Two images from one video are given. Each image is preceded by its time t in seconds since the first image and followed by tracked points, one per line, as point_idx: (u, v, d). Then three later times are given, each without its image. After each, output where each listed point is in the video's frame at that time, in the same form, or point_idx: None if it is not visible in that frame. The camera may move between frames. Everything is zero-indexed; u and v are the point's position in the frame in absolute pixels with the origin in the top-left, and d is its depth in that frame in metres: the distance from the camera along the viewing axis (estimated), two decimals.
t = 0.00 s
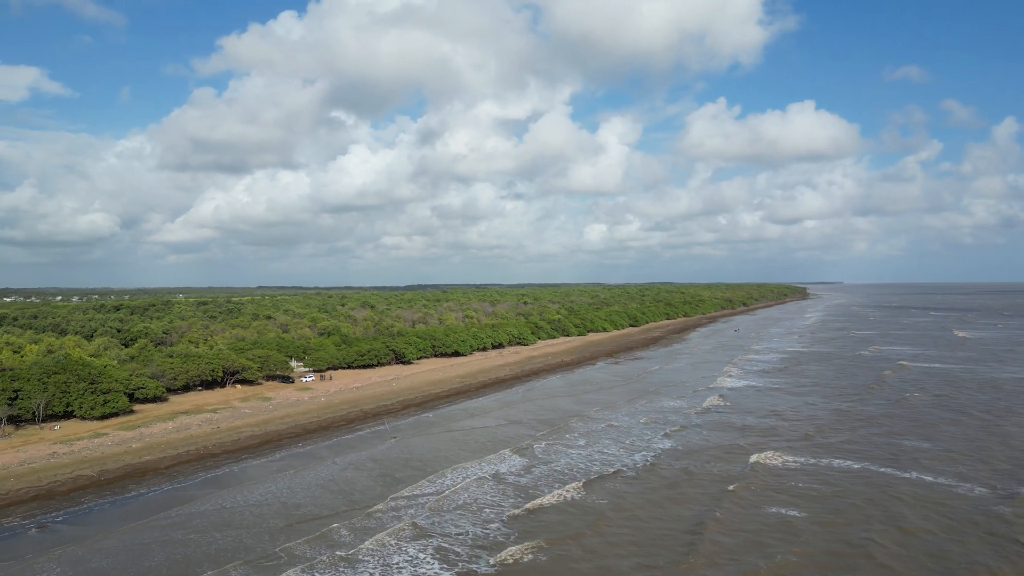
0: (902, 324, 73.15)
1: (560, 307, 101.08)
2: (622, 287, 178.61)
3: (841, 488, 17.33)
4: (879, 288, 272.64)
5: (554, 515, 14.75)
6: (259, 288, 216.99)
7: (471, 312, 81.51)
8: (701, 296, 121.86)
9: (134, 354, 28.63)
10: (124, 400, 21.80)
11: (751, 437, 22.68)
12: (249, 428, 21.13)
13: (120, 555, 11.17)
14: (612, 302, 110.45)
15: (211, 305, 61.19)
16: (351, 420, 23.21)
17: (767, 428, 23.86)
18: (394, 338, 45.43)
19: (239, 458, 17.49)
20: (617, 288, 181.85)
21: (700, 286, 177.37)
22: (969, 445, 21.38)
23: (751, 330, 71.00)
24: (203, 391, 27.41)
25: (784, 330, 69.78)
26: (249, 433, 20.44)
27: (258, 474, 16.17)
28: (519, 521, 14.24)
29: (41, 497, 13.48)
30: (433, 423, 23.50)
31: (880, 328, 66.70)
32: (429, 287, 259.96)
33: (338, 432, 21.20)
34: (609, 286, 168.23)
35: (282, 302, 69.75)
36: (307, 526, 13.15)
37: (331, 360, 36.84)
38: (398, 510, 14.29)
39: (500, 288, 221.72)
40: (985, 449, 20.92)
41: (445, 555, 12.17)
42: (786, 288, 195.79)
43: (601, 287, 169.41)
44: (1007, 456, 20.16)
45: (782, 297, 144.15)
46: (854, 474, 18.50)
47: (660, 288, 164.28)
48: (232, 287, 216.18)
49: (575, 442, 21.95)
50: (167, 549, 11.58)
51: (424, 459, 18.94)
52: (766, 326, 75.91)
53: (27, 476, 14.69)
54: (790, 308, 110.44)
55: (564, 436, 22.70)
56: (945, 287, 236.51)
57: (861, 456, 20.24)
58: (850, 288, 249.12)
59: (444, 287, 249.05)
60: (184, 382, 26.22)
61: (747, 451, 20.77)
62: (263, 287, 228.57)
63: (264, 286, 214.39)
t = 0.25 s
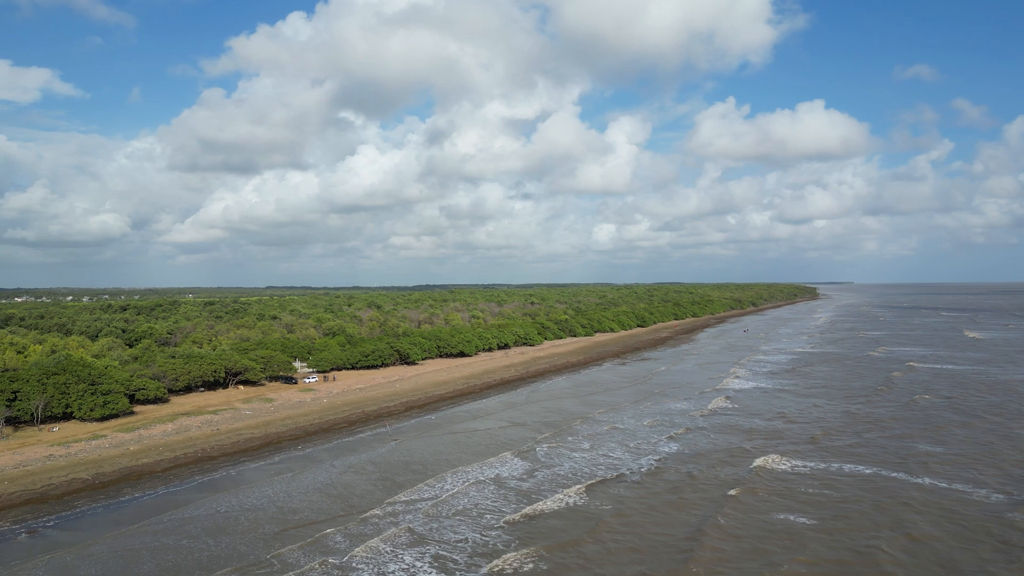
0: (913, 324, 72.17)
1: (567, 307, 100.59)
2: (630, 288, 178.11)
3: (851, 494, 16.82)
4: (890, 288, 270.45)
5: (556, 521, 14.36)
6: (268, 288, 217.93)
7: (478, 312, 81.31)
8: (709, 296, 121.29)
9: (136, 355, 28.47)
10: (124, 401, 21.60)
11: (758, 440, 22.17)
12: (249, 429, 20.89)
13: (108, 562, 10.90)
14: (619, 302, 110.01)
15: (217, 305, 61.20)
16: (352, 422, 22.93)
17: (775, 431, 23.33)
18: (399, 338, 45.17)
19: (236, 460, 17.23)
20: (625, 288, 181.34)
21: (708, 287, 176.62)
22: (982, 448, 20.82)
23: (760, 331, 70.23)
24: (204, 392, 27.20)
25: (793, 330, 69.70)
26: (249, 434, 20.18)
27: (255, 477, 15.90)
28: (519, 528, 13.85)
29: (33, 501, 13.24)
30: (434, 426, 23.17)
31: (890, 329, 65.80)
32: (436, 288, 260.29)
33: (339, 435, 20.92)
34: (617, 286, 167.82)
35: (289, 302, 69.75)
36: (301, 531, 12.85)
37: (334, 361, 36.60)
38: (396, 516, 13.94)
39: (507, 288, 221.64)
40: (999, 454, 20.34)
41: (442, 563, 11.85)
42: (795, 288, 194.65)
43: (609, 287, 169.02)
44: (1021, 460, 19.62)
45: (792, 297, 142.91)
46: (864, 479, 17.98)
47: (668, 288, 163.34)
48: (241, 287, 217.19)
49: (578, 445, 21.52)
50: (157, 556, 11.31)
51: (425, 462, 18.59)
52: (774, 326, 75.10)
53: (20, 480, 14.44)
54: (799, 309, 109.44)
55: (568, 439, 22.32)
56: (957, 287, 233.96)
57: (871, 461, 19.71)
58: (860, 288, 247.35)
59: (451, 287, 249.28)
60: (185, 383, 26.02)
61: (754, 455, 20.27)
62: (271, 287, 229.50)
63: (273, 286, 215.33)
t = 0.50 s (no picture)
0: (925, 325, 71.19)
1: (574, 307, 100.10)
2: (638, 287, 177.60)
3: (863, 500, 16.31)
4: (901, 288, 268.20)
5: (558, 528, 13.98)
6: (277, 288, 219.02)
7: (485, 312, 81.12)
8: (718, 296, 120.62)
9: (139, 355, 28.36)
10: (124, 403, 21.44)
11: (767, 444, 21.67)
12: (249, 431, 20.66)
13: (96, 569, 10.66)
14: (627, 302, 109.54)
15: (224, 305, 61.28)
16: (353, 424, 22.66)
17: (784, 434, 22.83)
18: (404, 339, 44.95)
19: (234, 463, 17.00)
20: (633, 288, 180.80)
21: (717, 287, 175.83)
22: (996, 452, 20.26)
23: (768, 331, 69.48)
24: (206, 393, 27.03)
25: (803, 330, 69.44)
26: (248, 437, 19.95)
27: (251, 481, 15.64)
28: (519, 535, 13.48)
29: (24, 506, 13.04)
30: (437, 428, 22.86)
31: (901, 329, 64.87)
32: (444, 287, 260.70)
33: (339, 437, 20.65)
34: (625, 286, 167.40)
35: (295, 302, 69.79)
36: (295, 537, 12.56)
37: (339, 361, 36.37)
38: (393, 522, 13.64)
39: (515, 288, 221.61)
40: (1013, 458, 19.79)
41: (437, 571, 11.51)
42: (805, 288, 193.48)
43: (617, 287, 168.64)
44: None
45: (802, 297, 142.77)
46: (876, 484, 17.46)
47: (677, 288, 162.63)
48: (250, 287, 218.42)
49: (582, 449, 21.13)
50: (147, 563, 11.06)
51: (425, 466, 18.28)
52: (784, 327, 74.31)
53: (14, 483, 14.25)
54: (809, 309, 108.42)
55: (571, 442, 21.94)
56: (969, 287, 231.56)
57: (884, 465, 19.18)
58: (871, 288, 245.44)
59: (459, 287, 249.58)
60: (187, 384, 25.87)
61: (762, 459, 19.80)
62: (280, 287, 230.77)
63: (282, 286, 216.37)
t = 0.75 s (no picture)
0: (936, 325, 70.26)
1: (582, 307, 99.70)
2: (647, 287, 177.10)
3: (876, 507, 15.81)
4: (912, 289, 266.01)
5: (560, 536, 13.59)
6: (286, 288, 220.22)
7: (492, 312, 80.98)
8: (727, 296, 120.02)
9: (141, 356, 28.26)
10: (124, 404, 21.29)
11: (776, 447, 21.18)
12: (249, 433, 20.43)
13: None
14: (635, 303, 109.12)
15: (231, 305, 61.41)
16: (355, 426, 22.40)
17: (793, 437, 22.33)
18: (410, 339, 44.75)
19: (232, 466, 16.76)
20: (642, 288, 180.34)
21: (726, 287, 175.10)
22: (1010, 457, 19.71)
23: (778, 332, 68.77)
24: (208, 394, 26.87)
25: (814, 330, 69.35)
26: (247, 439, 19.71)
27: (248, 484, 15.38)
28: (519, 543, 13.11)
29: (16, 510, 12.85)
30: (439, 430, 22.55)
31: (913, 330, 64.02)
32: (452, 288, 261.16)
33: (340, 439, 20.38)
34: (633, 286, 167.04)
35: (303, 302, 69.89)
36: (289, 543, 12.29)
37: (343, 362, 36.14)
38: (391, 528, 13.31)
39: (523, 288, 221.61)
40: None
41: None
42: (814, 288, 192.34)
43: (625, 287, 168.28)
44: None
45: (812, 297, 141.84)
46: (889, 490, 16.95)
47: (685, 288, 162.08)
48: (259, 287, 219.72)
49: (587, 452, 20.73)
50: (136, 570, 10.82)
51: (426, 470, 17.96)
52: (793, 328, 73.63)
53: (8, 486, 14.08)
54: (819, 309, 107.49)
55: (575, 445, 21.56)
56: (981, 287, 229.35)
57: (896, 470, 18.66)
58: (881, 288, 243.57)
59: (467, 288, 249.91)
60: (189, 385, 25.72)
61: (771, 463, 19.32)
62: (289, 287, 231.84)
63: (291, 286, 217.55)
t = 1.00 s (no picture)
0: (948, 326, 69.38)
1: (589, 307, 99.22)
2: (655, 287, 176.61)
3: (889, 513, 15.32)
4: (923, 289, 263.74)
5: (561, 543, 13.20)
6: (294, 288, 221.33)
7: (498, 312, 80.76)
8: (736, 296, 119.35)
9: (144, 356, 28.14)
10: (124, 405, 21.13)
11: (785, 451, 20.69)
12: (249, 435, 20.18)
13: None
14: (643, 303, 108.55)
15: (237, 305, 61.52)
16: (356, 428, 22.09)
17: (803, 440, 21.82)
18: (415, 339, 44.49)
19: (229, 469, 16.48)
20: (650, 288, 179.67)
21: (735, 287, 174.32)
22: None
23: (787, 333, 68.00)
24: (210, 395, 26.68)
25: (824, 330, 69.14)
26: (247, 441, 19.45)
27: (245, 488, 15.12)
28: (518, 550, 12.77)
29: (8, 514, 12.63)
30: (442, 432, 22.21)
31: (925, 331, 63.08)
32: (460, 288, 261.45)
33: (340, 442, 20.08)
34: (642, 286, 166.59)
35: (309, 302, 69.91)
36: (283, 550, 12.00)
37: (347, 363, 35.91)
38: (387, 534, 12.98)
39: (531, 288, 221.49)
40: None
41: None
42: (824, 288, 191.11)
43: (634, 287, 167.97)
44: None
45: (822, 297, 140.79)
46: (902, 496, 16.44)
47: (694, 288, 161.50)
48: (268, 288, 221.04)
49: (591, 456, 20.32)
50: None
51: (426, 474, 17.62)
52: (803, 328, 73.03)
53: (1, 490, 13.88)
54: (829, 309, 106.47)
55: (580, 448, 21.17)
56: (993, 287, 227.13)
57: (909, 476, 18.14)
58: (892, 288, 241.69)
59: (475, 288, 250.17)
60: (190, 386, 25.55)
61: (779, 468, 18.85)
62: (298, 287, 232.77)
63: (299, 286, 218.76)
